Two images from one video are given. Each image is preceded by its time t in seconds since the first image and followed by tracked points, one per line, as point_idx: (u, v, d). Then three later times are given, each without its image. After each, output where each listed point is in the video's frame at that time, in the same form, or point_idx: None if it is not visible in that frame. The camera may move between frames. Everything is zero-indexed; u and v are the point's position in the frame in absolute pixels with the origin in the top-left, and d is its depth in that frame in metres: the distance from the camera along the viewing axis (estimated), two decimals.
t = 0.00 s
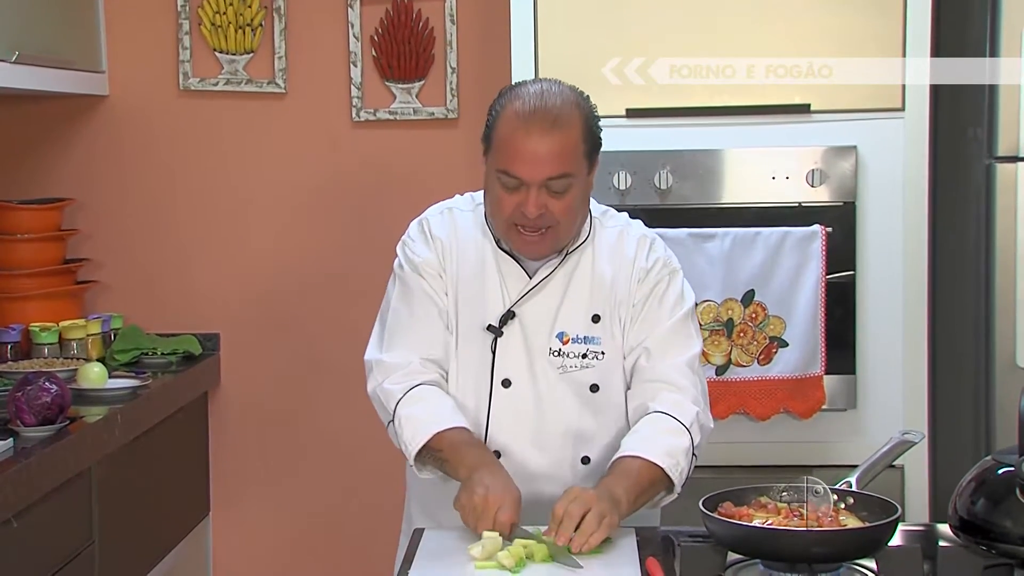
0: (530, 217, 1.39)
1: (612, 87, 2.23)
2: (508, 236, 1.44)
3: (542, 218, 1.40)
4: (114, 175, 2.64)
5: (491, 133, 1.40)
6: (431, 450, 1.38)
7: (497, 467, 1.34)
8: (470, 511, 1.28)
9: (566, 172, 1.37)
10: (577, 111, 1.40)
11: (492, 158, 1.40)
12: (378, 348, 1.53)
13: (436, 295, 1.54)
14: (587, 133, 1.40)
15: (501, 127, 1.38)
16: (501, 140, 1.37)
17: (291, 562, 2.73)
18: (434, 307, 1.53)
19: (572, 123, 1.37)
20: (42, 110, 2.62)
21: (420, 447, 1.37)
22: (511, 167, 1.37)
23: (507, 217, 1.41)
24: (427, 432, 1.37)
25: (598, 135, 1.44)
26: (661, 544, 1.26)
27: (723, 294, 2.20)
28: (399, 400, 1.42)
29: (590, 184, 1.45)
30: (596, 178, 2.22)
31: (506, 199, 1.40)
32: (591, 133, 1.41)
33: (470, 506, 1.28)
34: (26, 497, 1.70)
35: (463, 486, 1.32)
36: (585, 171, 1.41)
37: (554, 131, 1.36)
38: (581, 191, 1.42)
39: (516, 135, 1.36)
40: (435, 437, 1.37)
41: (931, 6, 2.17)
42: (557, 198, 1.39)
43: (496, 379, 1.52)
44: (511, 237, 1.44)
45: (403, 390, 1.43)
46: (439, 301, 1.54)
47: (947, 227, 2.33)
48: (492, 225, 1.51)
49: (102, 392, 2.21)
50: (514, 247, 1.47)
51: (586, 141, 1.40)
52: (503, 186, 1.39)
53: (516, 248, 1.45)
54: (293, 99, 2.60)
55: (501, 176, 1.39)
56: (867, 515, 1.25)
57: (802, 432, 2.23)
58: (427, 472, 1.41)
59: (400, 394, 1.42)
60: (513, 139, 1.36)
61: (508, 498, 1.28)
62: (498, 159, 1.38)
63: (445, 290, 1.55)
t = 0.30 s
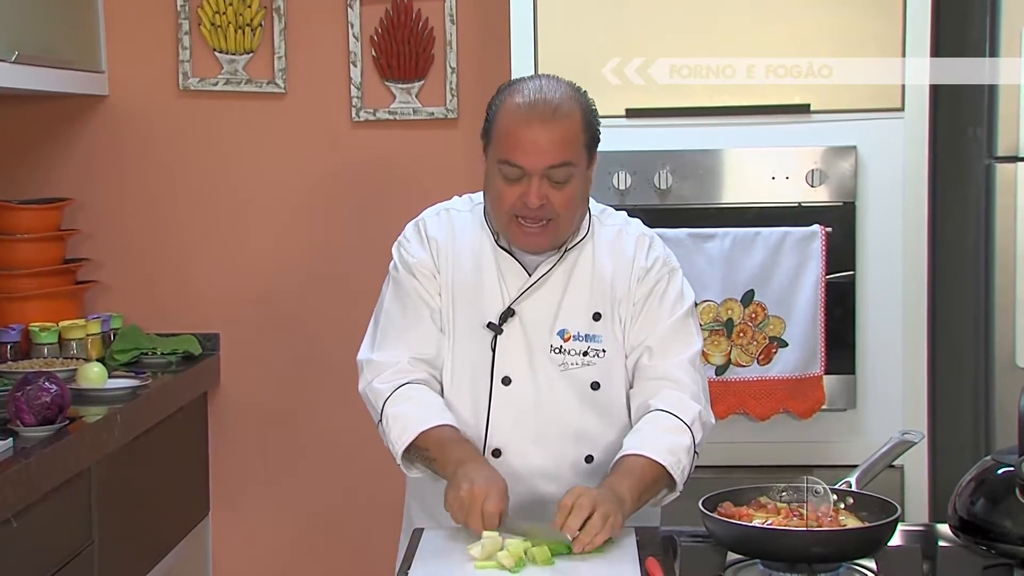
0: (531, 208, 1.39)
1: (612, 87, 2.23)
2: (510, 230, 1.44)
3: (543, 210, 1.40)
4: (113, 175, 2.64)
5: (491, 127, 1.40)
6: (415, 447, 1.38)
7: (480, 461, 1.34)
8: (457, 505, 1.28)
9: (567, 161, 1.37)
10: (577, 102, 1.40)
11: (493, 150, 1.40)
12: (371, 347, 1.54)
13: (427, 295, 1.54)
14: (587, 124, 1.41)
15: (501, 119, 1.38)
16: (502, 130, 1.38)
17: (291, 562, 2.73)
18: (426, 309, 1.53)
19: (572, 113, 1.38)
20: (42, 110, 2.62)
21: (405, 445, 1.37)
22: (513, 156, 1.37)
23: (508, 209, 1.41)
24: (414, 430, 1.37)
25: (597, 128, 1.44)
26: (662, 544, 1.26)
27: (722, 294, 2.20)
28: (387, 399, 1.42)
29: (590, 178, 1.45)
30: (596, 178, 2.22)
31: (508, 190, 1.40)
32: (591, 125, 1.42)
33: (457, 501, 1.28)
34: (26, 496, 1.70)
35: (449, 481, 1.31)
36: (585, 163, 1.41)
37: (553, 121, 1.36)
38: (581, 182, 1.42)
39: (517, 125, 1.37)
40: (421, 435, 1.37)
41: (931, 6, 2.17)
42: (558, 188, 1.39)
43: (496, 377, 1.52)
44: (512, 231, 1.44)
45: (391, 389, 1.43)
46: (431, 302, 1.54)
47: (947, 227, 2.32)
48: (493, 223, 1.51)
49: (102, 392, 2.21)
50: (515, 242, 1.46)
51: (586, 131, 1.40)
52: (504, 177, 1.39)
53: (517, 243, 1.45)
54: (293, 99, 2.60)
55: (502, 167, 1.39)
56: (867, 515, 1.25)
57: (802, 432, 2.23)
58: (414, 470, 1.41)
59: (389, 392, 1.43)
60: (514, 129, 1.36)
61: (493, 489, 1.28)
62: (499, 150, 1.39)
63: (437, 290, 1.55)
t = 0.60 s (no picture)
0: (526, 207, 1.38)
1: (612, 88, 2.23)
2: (507, 233, 1.43)
3: (539, 209, 1.39)
4: (115, 175, 2.64)
5: (481, 131, 1.41)
6: (439, 450, 1.37)
7: (508, 464, 1.33)
8: (487, 507, 1.26)
9: (558, 158, 1.37)
10: (566, 101, 1.41)
11: (484, 152, 1.40)
12: (383, 356, 1.53)
13: (436, 299, 1.53)
14: (577, 121, 1.41)
15: (490, 120, 1.39)
16: (491, 132, 1.38)
17: (292, 561, 2.73)
18: (437, 313, 1.52)
19: (561, 110, 1.38)
20: (43, 110, 2.62)
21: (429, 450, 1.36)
22: (504, 156, 1.37)
23: (503, 211, 1.41)
24: (436, 435, 1.36)
25: (588, 126, 1.44)
26: (664, 544, 1.26)
27: (723, 294, 2.20)
28: (405, 403, 1.42)
29: (584, 176, 1.45)
30: (596, 177, 2.22)
31: (502, 191, 1.39)
32: (581, 123, 1.42)
33: (487, 502, 1.26)
34: (27, 496, 1.70)
35: (478, 484, 1.30)
36: (578, 161, 1.41)
37: (541, 118, 1.36)
38: (575, 179, 1.41)
39: (506, 125, 1.37)
40: (445, 438, 1.37)
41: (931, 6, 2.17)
42: (552, 187, 1.39)
43: (499, 381, 1.52)
44: (510, 233, 1.43)
45: (409, 394, 1.42)
46: (440, 306, 1.54)
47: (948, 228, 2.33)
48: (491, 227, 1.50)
49: (103, 393, 2.22)
50: (513, 244, 1.46)
51: (575, 128, 1.40)
52: (498, 178, 1.39)
53: (516, 244, 1.44)
54: (294, 99, 2.60)
55: (494, 168, 1.39)
56: (868, 516, 1.25)
57: (804, 432, 2.23)
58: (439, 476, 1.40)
59: (408, 397, 1.42)
60: (503, 129, 1.37)
61: (524, 489, 1.26)
62: (490, 152, 1.39)
63: (444, 294, 1.55)
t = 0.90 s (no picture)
0: (525, 201, 1.38)
1: (612, 87, 2.23)
2: (507, 228, 1.43)
3: (538, 203, 1.39)
4: (113, 173, 2.64)
5: (480, 126, 1.41)
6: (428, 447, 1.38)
7: (496, 463, 1.34)
8: (471, 507, 1.28)
9: (557, 152, 1.37)
10: (565, 96, 1.41)
11: (483, 147, 1.40)
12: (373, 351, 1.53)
13: (430, 295, 1.54)
14: (576, 115, 1.41)
15: (489, 115, 1.39)
16: (490, 126, 1.38)
17: (291, 560, 2.73)
18: (428, 310, 1.53)
19: (560, 104, 1.38)
20: (42, 109, 2.62)
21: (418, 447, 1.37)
22: (503, 150, 1.37)
23: (502, 206, 1.40)
24: (425, 433, 1.37)
25: (587, 121, 1.44)
26: (663, 542, 1.26)
27: (722, 293, 2.20)
28: (394, 400, 1.42)
29: (583, 170, 1.45)
30: (596, 176, 2.22)
31: (501, 186, 1.39)
32: (581, 117, 1.42)
33: (472, 502, 1.28)
34: (26, 494, 1.70)
35: (464, 481, 1.32)
36: (577, 155, 1.41)
37: (540, 113, 1.36)
38: (575, 174, 1.41)
39: (506, 119, 1.37)
40: (434, 435, 1.37)
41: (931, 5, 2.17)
42: (551, 180, 1.39)
43: (498, 375, 1.52)
44: (509, 228, 1.43)
45: (398, 392, 1.43)
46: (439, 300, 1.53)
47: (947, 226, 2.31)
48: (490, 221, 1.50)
49: (102, 392, 2.21)
50: (513, 239, 1.46)
51: (575, 122, 1.40)
52: (497, 173, 1.39)
53: (515, 238, 1.44)
54: (293, 97, 2.60)
55: (493, 163, 1.39)
56: (867, 514, 1.24)
57: (803, 431, 2.23)
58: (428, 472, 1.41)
59: (396, 395, 1.42)
60: (503, 123, 1.37)
61: (508, 492, 1.28)
62: (489, 146, 1.39)
63: (440, 289, 1.55)
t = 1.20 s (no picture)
0: (519, 189, 1.38)
1: (612, 87, 2.23)
2: (502, 217, 1.43)
3: (531, 190, 1.39)
4: (112, 170, 2.64)
5: (472, 116, 1.41)
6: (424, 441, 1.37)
7: (494, 458, 1.33)
8: (472, 506, 1.28)
9: (549, 139, 1.37)
10: (557, 85, 1.41)
11: (476, 136, 1.41)
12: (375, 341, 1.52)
13: (432, 289, 1.53)
14: (569, 103, 1.40)
15: (480, 104, 1.39)
16: (483, 114, 1.38)
17: (291, 558, 2.73)
18: (431, 301, 1.52)
19: (552, 92, 1.38)
20: (41, 107, 2.62)
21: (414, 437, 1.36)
22: (496, 138, 1.37)
23: (497, 194, 1.40)
24: (422, 422, 1.36)
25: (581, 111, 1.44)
26: (661, 539, 1.26)
27: (722, 291, 2.20)
28: (394, 390, 1.41)
29: (577, 159, 1.44)
30: (595, 175, 2.22)
31: (495, 173, 1.39)
32: (574, 106, 1.42)
33: (472, 502, 1.27)
34: (25, 492, 1.70)
35: (463, 479, 1.31)
36: (570, 143, 1.41)
37: (532, 101, 1.36)
38: (568, 162, 1.41)
39: (497, 107, 1.37)
40: (429, 428, 1.36)
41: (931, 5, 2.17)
42: (544, 168, 1.39)
43: (494, 368, 1.52)
44: (504, 217, 1.43)
45: (398, 381, 1.42)
46: (435, 296, 1.53)
47: (947, 224, 2.32)
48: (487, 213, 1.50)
49: (101, 390, 2.21)
50: (508, 229, 1.46)
51: (568, 110, 1.40)
52: (490, 162, 1.39)
53: (510, 229, 1.44)
54: (292, 95, 2.60)
55: (487, 151, 1.39)
56: (866, 512, 1.25)
57: (802, 428, 2.23)
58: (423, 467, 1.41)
59: (397, 383, 1.42)
60: (494, 111, 1.37)
61: (509, 488, 1.27)
62: (481, 135, 1.39)
63: (441, 284, 1.55)
